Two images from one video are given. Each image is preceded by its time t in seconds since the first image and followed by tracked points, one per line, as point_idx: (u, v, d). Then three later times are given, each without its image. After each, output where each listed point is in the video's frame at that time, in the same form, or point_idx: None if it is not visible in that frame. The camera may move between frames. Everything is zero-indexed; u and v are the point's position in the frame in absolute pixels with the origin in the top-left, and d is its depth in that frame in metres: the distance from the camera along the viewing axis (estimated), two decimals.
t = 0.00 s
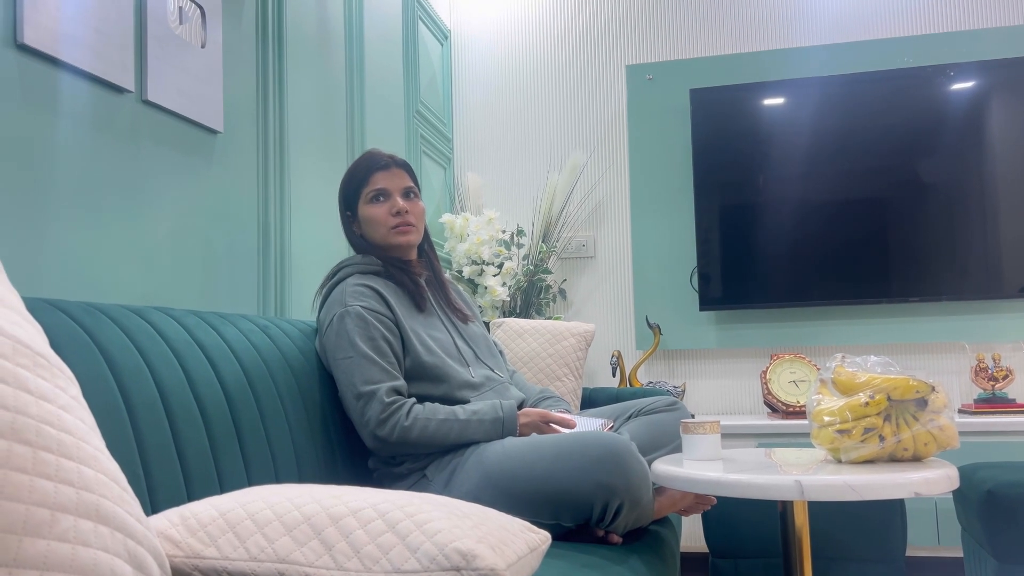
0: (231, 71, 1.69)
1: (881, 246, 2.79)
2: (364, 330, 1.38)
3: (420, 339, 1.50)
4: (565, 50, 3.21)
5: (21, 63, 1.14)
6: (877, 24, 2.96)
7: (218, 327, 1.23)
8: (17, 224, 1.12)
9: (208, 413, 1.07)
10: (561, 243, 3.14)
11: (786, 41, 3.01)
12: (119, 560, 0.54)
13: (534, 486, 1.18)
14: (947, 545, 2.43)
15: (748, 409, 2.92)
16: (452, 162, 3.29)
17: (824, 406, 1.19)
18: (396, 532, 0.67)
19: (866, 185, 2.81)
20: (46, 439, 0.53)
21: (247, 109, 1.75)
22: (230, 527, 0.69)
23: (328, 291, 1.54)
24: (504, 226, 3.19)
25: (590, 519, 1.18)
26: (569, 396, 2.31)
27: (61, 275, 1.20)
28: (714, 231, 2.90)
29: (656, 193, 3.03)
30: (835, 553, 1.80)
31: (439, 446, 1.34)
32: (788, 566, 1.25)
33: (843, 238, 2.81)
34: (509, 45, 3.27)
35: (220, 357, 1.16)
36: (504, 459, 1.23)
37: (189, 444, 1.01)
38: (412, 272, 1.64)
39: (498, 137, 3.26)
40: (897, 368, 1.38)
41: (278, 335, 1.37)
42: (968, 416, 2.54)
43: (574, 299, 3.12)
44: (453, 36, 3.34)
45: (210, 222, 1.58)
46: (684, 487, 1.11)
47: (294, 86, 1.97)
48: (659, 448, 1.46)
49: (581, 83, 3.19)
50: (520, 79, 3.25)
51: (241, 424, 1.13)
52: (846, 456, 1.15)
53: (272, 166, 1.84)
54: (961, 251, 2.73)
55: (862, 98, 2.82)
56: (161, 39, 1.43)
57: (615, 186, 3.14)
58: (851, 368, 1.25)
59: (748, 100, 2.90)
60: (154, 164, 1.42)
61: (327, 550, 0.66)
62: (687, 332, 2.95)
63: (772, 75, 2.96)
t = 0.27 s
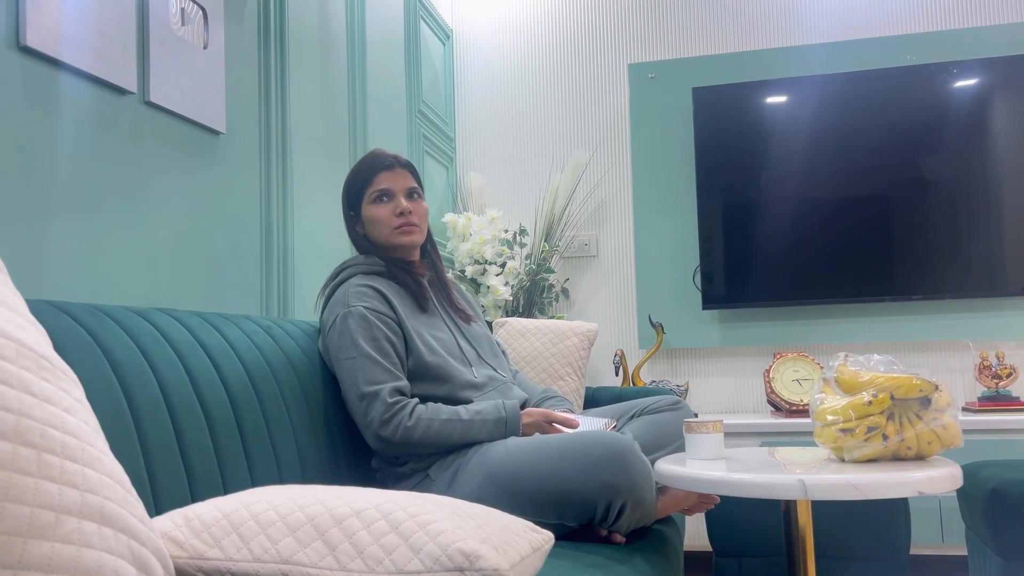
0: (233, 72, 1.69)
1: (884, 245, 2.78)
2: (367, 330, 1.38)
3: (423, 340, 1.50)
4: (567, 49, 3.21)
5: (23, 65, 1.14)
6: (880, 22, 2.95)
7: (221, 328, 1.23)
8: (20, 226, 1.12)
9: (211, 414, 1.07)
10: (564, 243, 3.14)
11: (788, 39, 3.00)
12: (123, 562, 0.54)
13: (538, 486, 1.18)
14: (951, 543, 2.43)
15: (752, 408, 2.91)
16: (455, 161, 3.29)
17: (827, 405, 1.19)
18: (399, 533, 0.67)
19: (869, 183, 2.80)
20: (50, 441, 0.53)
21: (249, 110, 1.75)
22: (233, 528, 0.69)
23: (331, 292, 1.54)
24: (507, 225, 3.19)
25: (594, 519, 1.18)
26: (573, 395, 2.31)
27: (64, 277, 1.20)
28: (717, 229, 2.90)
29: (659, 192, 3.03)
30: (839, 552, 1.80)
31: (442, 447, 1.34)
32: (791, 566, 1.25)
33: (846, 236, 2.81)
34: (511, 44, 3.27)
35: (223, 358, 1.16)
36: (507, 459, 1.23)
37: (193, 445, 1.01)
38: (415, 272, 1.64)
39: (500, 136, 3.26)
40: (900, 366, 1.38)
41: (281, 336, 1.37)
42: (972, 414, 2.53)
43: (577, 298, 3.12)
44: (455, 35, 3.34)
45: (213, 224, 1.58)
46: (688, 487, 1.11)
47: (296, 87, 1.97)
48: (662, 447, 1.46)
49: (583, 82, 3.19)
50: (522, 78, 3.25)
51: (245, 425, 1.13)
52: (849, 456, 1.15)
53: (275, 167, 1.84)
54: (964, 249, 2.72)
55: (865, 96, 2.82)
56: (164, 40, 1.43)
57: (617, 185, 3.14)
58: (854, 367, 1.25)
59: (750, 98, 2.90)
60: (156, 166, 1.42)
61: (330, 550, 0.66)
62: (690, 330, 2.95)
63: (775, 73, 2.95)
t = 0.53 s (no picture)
0: (235, 72, 1.69)
1: (886, 242, 2.78)
2: (370, 329, 1.39)
3: (426, 339, 1.50)
4: (569, 48, 3.21)
5: (26, 66, 1.15)
6: (882, 19, 2.94)
7: (224, 328, 1.23)
8: (22, 227, 1.12)
9: (215, 414, 1.07)
10: (566, 241, 3.14)
11: (790, 37, 3.00)
12: (128, 562, 0.54)
13: (541, 485, 1.19)
14: (955, 541, 2.42)
15: (755, 406, 2.91)
16: (456, 160, 3.29)
17: (831, 402, 1.19)
18: (404, 532, 0.67)
19: (871, 180, 2.80)
20: (54, 441, 0.53)
21: (251, 110, 1.75)
22: (238, 527, 0.69)
23: (334, 292, 1.54)
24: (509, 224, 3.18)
25: (597, 517, 1.18)
26: (576, 394, 2.31)
27: (68, 277, 1.20)
28: (719, 227, 2.89)
29: (661, 190, 3.03)
30: (843, 549, 1.80)
31: (446, 446, 1.35)
32: (795, 563, 1.25)
33: (849, 233, 2.80)
34: (512, 43, 3.27)
35: (226, 358, 1.16)
36: (510, 458, 1.23)
37: (197, 445, 1.01)
38: (418, 271, 1.65)
39: (502, 135, 3.26)
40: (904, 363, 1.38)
41: (284, 335, 1.38)
42: (975, 411, 2.53)
43: (579, 297, 3.12)
44: (456, 34, 3.34)
45: (215, 224, 1.59)
46: (691, 485, 1.11)
47: (297, 87, 1.97)
48: (666, 445, 1.46)
49: (585, 81, 3.19)
50: (523, 77, 3.25)
51: (248, 425, 1.13)
52: (853, 453, 1.15)
53: (277, 167, 1.84)
54: (967, 246, 2.72)
55: (867, 93, 2.81)
56: (165, 40, 1.43)
57: (620, 183, 3.13)
58: (858, 364, 1.25)
59: (752, 96, 2.89)
60: (159, 166, 1.42)
61: (335, 549, 0.66)
62: (693, 328, 2.95)
63: (777, 70, 2.95)
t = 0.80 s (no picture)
0: (236, 73, 1.69)
1: (889, 239, 2.77)
2: (372, 329, 1.39)
3: (429, 338, 1.51)
4: (570, 47, 3.21)
5: (27, 67, 1.15)
6: (883, 16, 2.94)
7: (226, 328, 1.23)
8: (24, 228, 1.13)
9: (218, 414, 1.08)
10: (568, 240, 3.14)
11: (791, 34, 3.00)
12: (131, 562, 0.54)
13: (544, 484, 1.18)
14: (958, 538, 2.42)
15: (757, 405, 2.91)
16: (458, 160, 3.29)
17: (833, 400, 1.19)
18: (407, 531, 0.67)
19: (873, 178, 2.79)
20: (57, 441, 0.53)
21: (253, 110, 1.75)
22: (241, 527, 0.69)
23: (336, 292, 1.54)
24: (511, 223, 3.18)
25: (600, 516, 1.18)
26: (578, 394, 2.30)
27: (70, 278, 1.20)
28: (721, 225, 2.89)
29: (663, 189, 3.02)
30: (846, 548, 1.79)
31: (448, 445, 1.35)
32: (799, 562, 1.25)
33: (851, 231, 2.80)
34: (513, 42, 3.27)
35: (229, 358, 1.16)
36: (513, 457, 1.23)
37: (200, 445, 1.01)
38: (420, 271, 1.65)
39: (503, 135, 3.26)
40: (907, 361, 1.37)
41: (287, 335, 1.38)
42: (978, 409, 2.53)
43: (581, 296, 3.12)
44: (456, 34, 3.33)
45: (217, 224, 1.59)
46: (694, 483, 1.11)
47: (299, 87, 1.97)
48: (668, 444, 1.46)
49: (586, 79, 3.19)
50: (524, 76, 3.25)
51: (251, 425, 1.13)
52: (856, 451, 1.15)
53: (278, 167, 1.84)
54: (970, 243, 2.71)
55: (868, 91, 2.81)
56: (167, 41, 1.43)
57: (621, 182, 3.13)
58: (861, 362, 1.25)
59: (753, 94, 2.89)
60: (160, 167, 1.42)
61: (338, 549, 0.66)
62: (695, 327, 2.94)
63: (778, 68, 2.94)
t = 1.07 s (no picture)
0: (236, 75, 1.69)
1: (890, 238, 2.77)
2: (373, 331, 1.39)
3: (429, 339, 1.50)
4: (569, 47, 3.21)
5: (27, 71, 1.15)
6: (884, 15, 2.94)
7: (227, 330, 1.23)
8: (25, 232, 1.13)
9: (219, 416, 1.08)
10: (569, 241, 3.14)
11: (791, 34, 2.99)
12: (132, 567, 0.54)
13: (545, 485, 1.18)
14: (961, 538, 2.41)
15: (759, 405, 2.91)
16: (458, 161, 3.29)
17: (834, 401, 1.19)
18: (408, 534, 0.67)
19: (874, 177, 2.79)
20: (57, 446, 0.53)
21: (253, 112, 1.76)
22: (242, 531, 0.69)
23: (336, 294, 1.54)
24: (511, 224, 3.18)
25: (602, 517, 1.18)
26: (580, 394, 2.31)
27: (71, 281, 1.20)
28: (722, 225, 2.89)
29: (663, 188, 3.02)
30: (848, 549, 1.79)
31: (449, 446, 1.35)
32: (800, 562, 1.25)
33: (852, 230, 2.80)
34: (513, 43, 3.27)
35: (229, 360, 1.16)
36: (514, 458, 1.23)
37: (201, 448, 1.01)
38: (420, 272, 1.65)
39: (504, 135, 3.26)
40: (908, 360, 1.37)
41: (287, 337, 1.38)
42: (980, 407, 2.52)
43: (583, 297, 3.12)
44: (456, 35, 3.33)
45: (217, 226, 1.59)
46: (695, 483, 1.11)
47: (298, 89, 1.97)
48: (669, 445, 1.46)
49: (586, 80, 3.19)
50: (524, 77, 3.25)
51: (252, 427, 1.13)
52: (857, 451, 1.15)
53: (279, 169, 1.84)
54: (971, 242, 2.71)
55: (869, 90, 2.81)
56: (166, 44, 1.43)
57: (622, 182, 3.13)
58: (862, 362, 1.24)
59: (754, 93, 2.89)
60: (160, 169, 1.42)
61: (338, 552, 0.66)
62: (697, 327, 2.94)
63: (778, 68, 2.94)
